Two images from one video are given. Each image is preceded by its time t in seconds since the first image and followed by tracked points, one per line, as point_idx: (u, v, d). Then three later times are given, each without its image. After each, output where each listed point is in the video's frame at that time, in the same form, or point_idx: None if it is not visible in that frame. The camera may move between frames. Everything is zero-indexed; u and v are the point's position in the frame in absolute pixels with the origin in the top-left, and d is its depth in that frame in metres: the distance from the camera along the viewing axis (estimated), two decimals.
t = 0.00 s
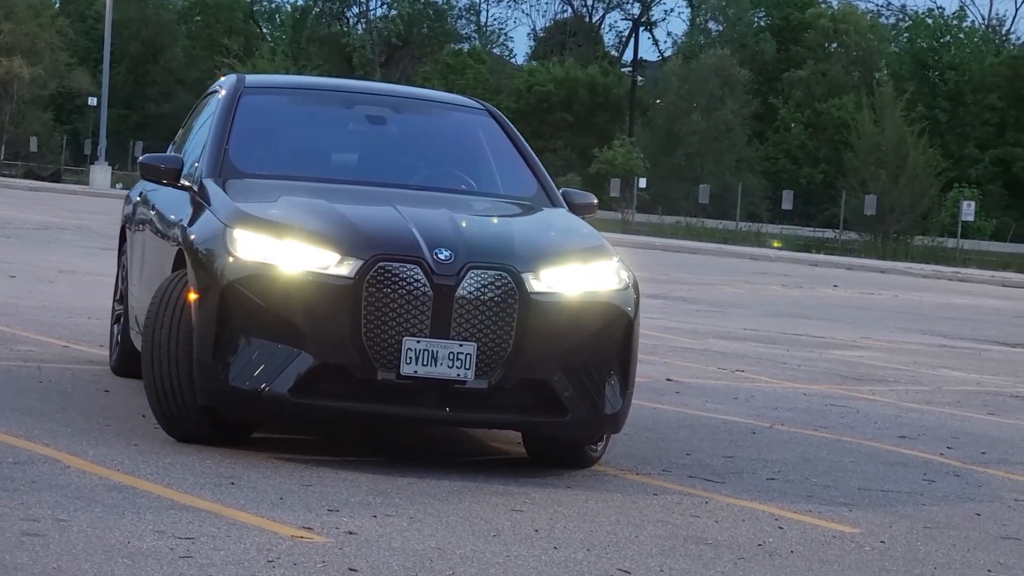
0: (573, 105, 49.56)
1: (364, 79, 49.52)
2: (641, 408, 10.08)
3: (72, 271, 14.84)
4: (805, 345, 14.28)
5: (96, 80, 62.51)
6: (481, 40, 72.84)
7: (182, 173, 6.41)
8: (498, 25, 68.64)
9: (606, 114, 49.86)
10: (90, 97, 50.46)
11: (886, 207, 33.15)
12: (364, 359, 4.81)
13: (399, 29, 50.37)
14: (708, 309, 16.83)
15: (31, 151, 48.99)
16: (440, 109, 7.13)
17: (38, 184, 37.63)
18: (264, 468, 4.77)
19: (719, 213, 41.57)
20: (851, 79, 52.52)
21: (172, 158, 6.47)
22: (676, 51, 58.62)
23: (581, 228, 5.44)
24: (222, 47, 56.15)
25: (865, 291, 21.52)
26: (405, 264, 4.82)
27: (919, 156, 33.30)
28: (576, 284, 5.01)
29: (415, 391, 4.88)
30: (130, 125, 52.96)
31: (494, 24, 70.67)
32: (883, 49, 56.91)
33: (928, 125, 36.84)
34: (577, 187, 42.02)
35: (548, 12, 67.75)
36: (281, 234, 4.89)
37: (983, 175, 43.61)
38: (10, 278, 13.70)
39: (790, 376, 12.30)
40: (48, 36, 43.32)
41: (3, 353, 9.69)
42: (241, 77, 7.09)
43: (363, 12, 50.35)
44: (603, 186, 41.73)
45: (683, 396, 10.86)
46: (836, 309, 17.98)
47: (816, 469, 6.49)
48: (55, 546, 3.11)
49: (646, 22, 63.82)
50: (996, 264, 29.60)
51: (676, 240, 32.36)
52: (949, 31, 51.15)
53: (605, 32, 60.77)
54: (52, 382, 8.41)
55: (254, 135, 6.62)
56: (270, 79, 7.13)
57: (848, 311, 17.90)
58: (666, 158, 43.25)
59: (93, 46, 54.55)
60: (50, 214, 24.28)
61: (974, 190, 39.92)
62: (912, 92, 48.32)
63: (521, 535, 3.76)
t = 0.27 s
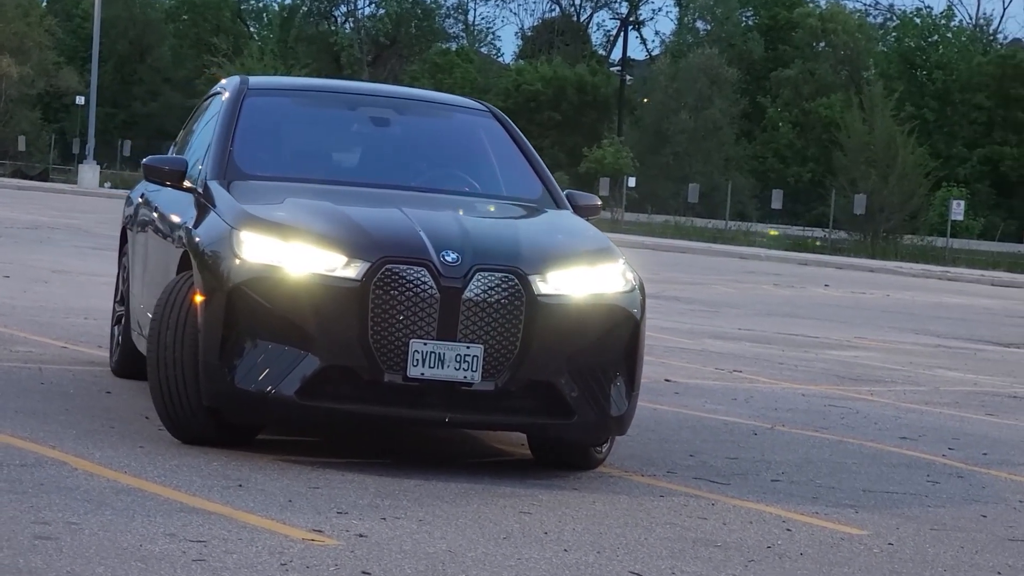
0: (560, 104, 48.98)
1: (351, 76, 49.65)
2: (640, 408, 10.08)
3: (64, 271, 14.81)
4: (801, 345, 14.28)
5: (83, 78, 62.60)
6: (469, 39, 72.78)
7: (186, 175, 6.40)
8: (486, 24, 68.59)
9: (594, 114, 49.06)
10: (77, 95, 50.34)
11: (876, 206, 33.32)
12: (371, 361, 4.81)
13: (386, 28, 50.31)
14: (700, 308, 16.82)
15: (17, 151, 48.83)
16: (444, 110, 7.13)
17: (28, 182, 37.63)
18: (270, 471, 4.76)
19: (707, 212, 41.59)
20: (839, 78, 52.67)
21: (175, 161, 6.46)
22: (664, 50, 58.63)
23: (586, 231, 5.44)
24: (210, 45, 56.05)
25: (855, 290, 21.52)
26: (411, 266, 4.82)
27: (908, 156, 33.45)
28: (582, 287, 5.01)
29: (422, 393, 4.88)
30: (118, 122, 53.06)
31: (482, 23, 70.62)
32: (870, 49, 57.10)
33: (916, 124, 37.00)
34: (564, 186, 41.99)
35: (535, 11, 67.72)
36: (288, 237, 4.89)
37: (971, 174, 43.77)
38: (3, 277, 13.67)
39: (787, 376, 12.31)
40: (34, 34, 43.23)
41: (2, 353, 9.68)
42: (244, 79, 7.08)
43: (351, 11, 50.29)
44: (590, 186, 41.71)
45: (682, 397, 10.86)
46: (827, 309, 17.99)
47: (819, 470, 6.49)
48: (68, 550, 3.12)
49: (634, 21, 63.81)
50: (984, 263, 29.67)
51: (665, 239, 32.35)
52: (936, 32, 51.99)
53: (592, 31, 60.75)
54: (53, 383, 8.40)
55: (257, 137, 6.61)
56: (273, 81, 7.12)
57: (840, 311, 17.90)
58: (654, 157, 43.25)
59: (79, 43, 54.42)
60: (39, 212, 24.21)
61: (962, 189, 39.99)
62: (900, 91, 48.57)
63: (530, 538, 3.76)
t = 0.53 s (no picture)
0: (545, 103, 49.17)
1: (335, 76, 49.57)
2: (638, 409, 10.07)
3: (53, 271, 14.78)
4: (793, 345, 14.27)
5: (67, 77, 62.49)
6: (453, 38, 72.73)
7: (187, 176, 6.39)
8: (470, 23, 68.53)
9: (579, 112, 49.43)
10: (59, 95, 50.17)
11: (862, 207, 33.37)
12: (376, 362, 4.80)
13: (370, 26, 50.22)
14: (690, 308, 16.81)
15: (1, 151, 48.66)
16: (444, 112, 7.12)
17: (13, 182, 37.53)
18: (275, 473, 4.76)
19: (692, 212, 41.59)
20: (823, 77, 52.72)
21: (176, 162, 6.45)
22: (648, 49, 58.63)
23: (589, 233, 5.43)
24: (193, 44, 55.91)
25: (843, 289, 21.52)
26: (416, 268, 4.82)
27: (895, 156, 33.50)
28: (587, 288, 5.01)
29: (426, 394, 4.87)
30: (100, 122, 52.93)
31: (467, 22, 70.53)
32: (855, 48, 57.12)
33: (901, 123, 37.05)
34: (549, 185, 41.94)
35: (519, 10, 67.68)
36: (293, 238, 4.88)
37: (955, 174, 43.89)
38: None
39: (783, 377, 12.31)
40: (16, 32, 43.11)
41: None
42: (245, 79, 7.07)
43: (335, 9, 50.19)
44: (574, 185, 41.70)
45: (679, 397, 10.86)
46: (816, 309, 17.98)
47: (821, 471, 6.49)
48: (79, 554, 3.15)
49: (618, 21, 63.81)
50: (970, 262, 29.69)
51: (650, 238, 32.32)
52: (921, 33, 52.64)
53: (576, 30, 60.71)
54: (52, 384, 8.39)
55: (259, 137, 6.60)
56: (273, 81, 7.11)
57: (828, 311, 17.90)
58: (639, 156, 43.24)
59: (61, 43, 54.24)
60: (25, 212, 24.13)
61: (947, 189, 40.09)
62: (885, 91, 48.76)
63: (539, 539, 3.76)
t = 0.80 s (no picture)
0: (526, 102, 49.28)
1: (316, 75, 49.57)
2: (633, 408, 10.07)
3: (41, 270, 14.77)
4: (782, 344, 14.30)
5: (48, 76, 62.39)
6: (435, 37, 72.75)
7: (183, 177, 6.38)
8: (451, 22, 68.66)
9: (560, 111, 49.61)
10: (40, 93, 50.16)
11: (844, 206, 33.80)
12: (376, 363, 4.79)
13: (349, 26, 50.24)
14: (677, 308, 16.83)
15: None
16: (443, 111, 7.11)
17: None
18: (276, 474, 4.75)
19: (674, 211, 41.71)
20: (803, 77, 52.96)
21: (173, 162, 6.44)
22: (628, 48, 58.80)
23: (590, 233, 5.42)
24: (174, 43, 55.93)
25: (827, 289, 21.58)
26: (417, 268, 4.81)
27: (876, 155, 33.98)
28: (588, 288, 5.01)
29: (428, 396, 4.86)
30: (82, 121, 53.09)
31: (448, 21, 70.57)
32: (834, 47, 57.39)
33: (882, 122, 37.23)
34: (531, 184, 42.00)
35: (499, 9, 67.89)
36: (294, 238, 4.87)
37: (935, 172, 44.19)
38: None
39: (775, 376, 12.32)
40: None
41: None
42: (242, 79, 7.05)
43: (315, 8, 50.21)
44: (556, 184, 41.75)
45: (674, 398, 10.86)
46: (803, 308, 18.00)
47: (819, 471, 6.50)
48: (86, 555, 3.19)
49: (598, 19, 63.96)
50: (952, 260, 29.86)
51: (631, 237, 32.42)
52: (899, 31, 52.95)
53: (555, 29, 60.88)
54: (49, 385, 8.35)
55: (257, 137, 6.59)
56: (270, 81, 7.09)
57: (814, 310, 17.92)
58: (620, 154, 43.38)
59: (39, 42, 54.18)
60: (8, 213, 24.05)
61: (926, 188, 40.35)
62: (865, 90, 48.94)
63: (544, 540, 3.75)
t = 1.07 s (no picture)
0: (506, 101, 49.19)
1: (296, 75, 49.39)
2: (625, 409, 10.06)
3: (24, 270, 14.71)
4: (769, 345, 14.30)
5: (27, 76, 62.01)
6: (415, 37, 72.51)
7: (179, 177, 6.35)
8: (430, 22, 68.50)
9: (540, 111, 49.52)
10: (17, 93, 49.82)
11: (825, 205, 33.84)
12: (376, 364, 4.78)
13: (329, 25, 50.07)
14: (663, 308, 16.81)
15: None
16: (438, 111, 7.09)
17: None
18: (276, 475, 4.74)
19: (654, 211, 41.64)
20: (783, 76, 52.98)
21: (167, 162, 6.42)
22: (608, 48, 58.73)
23: (587, 233, 5.40)
24: (152, 42, 55.65)
25: (810, 288, 21.57)
26: (416, 268, 4.80)
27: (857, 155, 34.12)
28: (587, 288, 5.00)
29: (425, 396, 4.85)
30: (60, 120, 52.86)
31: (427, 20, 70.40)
32: (814, 47, 57.43)
33: (863, 122, 37.25)
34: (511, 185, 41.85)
35: (478, 8, 67.78)
36: (292, 238, 4.85)
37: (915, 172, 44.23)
38: None
39: (764, 376, 12.32)
40: None
41: None
42: (236, 78, 7.02)
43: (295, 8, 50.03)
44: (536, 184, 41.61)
45: (666, 398, 10.85)
46: (787, 308, 18.01)
47: (815, 471, 6.50)
48: (90, 558, 3.19)
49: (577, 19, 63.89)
50: (934, 260, 29.90)
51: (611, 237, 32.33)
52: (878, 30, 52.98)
53: (535, 28, 60.78)
54: (40, 387, 8.31)
55: (251, 136, 6.57)
56: (265, 80, 7.07)
57: (799, 310, 17.93)
58: (601, 154, 43.31)
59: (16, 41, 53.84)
60: None
61: (907, 188, 40.36)
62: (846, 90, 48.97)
63: (547, 541, 3.75)
